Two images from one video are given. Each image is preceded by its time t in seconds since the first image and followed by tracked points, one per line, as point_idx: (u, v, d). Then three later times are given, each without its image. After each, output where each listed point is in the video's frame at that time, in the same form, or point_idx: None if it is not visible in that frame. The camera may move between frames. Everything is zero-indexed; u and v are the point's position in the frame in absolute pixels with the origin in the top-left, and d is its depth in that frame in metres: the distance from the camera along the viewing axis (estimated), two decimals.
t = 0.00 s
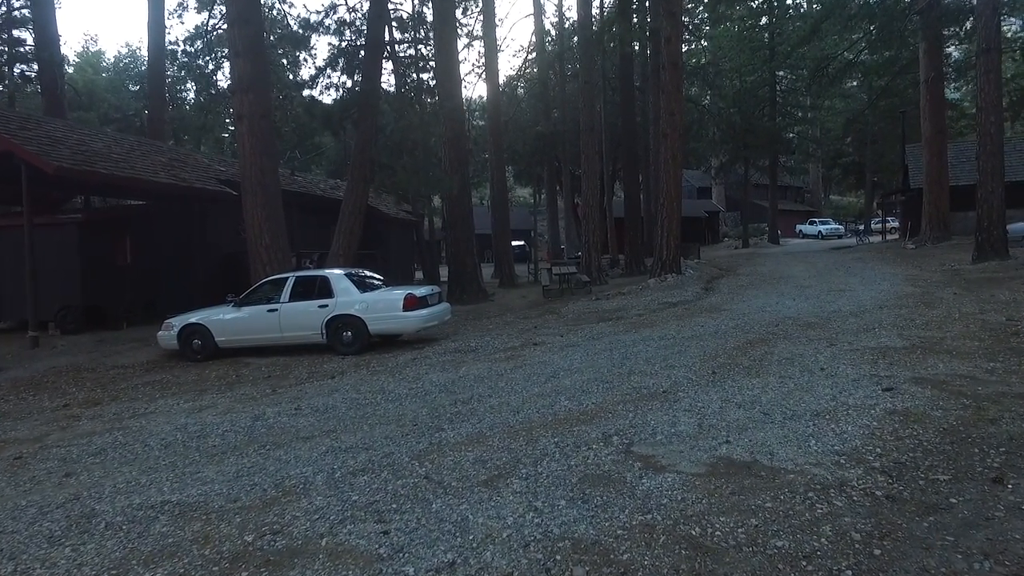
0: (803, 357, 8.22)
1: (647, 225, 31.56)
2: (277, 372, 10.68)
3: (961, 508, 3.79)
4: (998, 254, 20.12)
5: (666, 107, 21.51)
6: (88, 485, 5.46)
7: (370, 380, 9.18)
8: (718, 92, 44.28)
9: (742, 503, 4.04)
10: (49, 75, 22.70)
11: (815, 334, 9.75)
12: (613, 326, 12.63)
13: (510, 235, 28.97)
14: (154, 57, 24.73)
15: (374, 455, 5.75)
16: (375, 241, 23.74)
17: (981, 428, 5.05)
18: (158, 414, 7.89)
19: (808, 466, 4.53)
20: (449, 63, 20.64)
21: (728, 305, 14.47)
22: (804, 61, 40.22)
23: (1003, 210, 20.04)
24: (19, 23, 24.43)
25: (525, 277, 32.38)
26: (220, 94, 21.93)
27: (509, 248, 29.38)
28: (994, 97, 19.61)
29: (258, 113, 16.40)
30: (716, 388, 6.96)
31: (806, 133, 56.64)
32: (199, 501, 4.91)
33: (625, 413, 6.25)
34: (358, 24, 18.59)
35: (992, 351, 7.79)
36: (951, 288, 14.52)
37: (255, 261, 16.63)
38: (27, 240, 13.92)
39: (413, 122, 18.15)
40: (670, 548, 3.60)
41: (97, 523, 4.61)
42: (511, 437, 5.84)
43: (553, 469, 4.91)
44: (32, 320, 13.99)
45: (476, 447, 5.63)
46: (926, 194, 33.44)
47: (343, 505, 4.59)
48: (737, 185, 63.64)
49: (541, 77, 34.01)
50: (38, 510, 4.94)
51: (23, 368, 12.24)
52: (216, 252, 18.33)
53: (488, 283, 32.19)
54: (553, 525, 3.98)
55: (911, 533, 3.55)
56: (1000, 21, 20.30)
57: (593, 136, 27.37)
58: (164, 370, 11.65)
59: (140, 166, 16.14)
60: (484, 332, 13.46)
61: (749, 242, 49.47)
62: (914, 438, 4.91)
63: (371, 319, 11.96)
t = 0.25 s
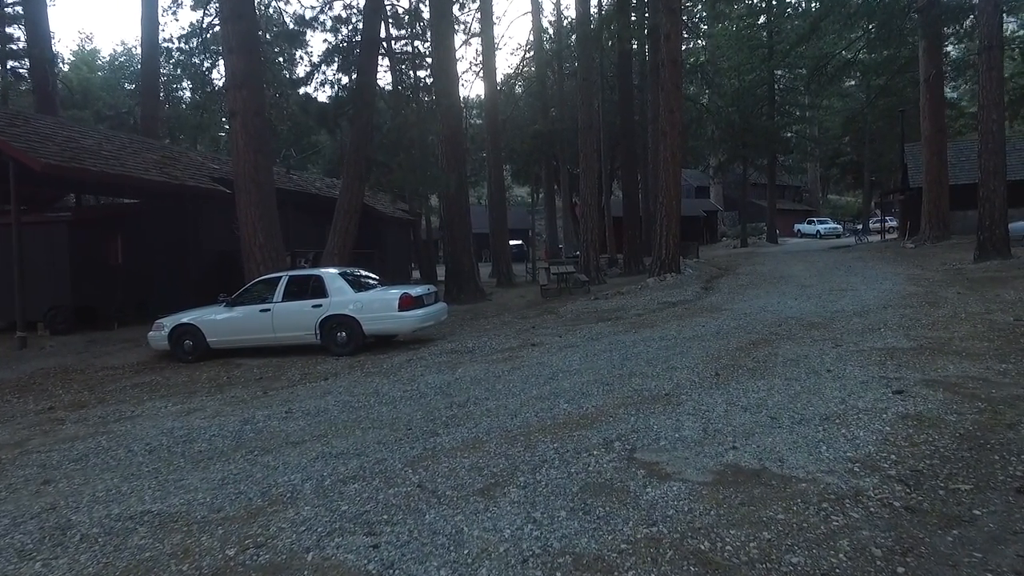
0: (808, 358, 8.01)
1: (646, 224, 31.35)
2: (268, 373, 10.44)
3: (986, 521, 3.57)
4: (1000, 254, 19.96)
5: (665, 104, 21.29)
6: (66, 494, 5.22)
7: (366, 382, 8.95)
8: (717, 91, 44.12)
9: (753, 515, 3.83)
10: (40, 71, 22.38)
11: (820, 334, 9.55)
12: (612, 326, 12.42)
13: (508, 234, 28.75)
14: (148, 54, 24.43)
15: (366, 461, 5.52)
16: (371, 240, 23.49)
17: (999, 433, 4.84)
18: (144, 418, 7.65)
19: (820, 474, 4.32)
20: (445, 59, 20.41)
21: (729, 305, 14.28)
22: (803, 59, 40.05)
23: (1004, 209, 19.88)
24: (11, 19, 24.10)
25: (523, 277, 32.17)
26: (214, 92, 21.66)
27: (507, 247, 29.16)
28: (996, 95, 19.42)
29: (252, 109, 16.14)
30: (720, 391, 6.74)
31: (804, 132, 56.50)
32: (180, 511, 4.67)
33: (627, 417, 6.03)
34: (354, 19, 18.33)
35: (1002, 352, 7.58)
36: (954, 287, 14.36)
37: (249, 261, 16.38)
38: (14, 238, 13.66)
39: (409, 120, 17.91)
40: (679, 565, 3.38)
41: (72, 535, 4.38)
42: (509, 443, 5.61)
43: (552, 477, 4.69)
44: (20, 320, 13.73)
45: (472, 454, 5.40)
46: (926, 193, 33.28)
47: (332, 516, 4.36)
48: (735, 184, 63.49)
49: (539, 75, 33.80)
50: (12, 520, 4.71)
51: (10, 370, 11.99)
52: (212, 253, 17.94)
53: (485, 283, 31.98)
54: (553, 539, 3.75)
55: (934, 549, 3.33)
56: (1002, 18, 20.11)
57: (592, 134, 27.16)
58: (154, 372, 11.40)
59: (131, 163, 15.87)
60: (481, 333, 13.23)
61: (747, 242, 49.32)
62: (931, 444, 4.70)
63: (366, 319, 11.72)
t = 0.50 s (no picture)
0: (815, 360, 7.75)
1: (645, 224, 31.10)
2: (259, 375, 10.16)
3: (1019, 539, 3.31)
4: (1003, 253, 19.74)
5: (664, 102, 21.02)
6: (37, 505, 4.93)
7: (358, 384, 8.67)
8: (715, 90, 43.92)
9: (766, 531, 3.57)
10: (31, 68, 22.03)
11: (826, 335, 9.29)
12: (612, 327, 12.17)
13: (505, 234, 28.49)
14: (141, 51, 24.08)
15: (355, 470, 5.24)
16: (367, 239, 23.20)
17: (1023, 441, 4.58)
18: (127, 423, 7.36)
19: (837, 486, 4.05)
20: (442, 55, 20.13)
21: (731, 304, 14.04)
22: (802, 58, 39.84)
23: (1007, 208, 19.66)
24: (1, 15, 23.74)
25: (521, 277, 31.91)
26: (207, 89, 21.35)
27: (505, 247, 28.88)
28: (1000, 92, 19.20)
29: (244, 106, 15.84)
30: (726, 395, 6.48)
31: (803, 131, 56.31)
32: (155, 525, 4.39)
33: (629, 423, 5.76)
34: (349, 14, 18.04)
35: (1016, 354, 7.34)
36: (959, 287, 14.12)
37: (241, 260, 16.07)
38: None
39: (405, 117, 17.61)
40: None
41: (38, 552, 4.09)
42: (505, 450, 5.34)
43: (551, 488, 4.42)
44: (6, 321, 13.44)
45: (466, 462, 5.13)
46: (926, 192, 33.08)
47: (315, 531, 4.08)
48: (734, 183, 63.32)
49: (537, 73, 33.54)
50: None
51: None
52: (206, 252, 17.66)
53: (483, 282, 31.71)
54: (552, 558, 3.48)
55: (966, 571, 3.07)
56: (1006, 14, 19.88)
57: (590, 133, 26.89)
58: (142, 374, 11.12)
59: (121, 160, 15.57)
60: (477, 333, 12.96)
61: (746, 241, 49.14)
62: (952, 453, 4.44)
63: (360, 320, 11.44)
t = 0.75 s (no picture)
0: (823, 362, 7.46)
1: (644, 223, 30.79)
2: (247, 378, 9.83)
3: None
4: (1008, 252, 19.45)
5: (664, 99, 20.72)
6: None
7: (349, 388, 8.35)
8: (714, 88, 43.66)
9: (784, 552, 3.27)
10: (19, 64, 21.64)
11: (833, 336, 9.00)
12: (611, 327, 11.88)
13: (503, 233, 28.18)
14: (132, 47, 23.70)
15: (342, 481, 4.93)
16: (362, 238, 22.88)
17: None
18: (104, 429, 7.04)
19: (859, 501, 3.75)
20: (437, 51, 19.81)
21: (732, 305, 13.75)
22: (801, 57, 39.59)
23: (1012, 206, 19.40)
24: None
25: (519, 276, 31.61)
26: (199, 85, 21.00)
27: (502, 246, 28.57)
28: (1004, 89, 18.92)
29: (236, 102, 15.51)
30: (732, 400, 6.18)
31: (802, 130, 56.10)
32: (122, 543, 4.08)
33: (631, 430, 5.47)
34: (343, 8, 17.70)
35: None
36: (965, 287, 13.84)
37: (233, 259, 15.73)
38: None
39: (400, 113, 17.28)
40: None
41: None
42: (501, 460, 5.03)
43: (550, 503, 4.11)
44: None
45: (459, 473, 4.82)
46: (926, 191, 32.85)
47: (293, 552, 3.76)
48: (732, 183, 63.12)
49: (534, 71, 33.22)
50: None
51: None
52: (195, 251, 17.38)
53: (480, 282, 31.39)
54: None
55: None
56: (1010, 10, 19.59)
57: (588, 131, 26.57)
58: (127, 376, 10.78)
59: (109, 157, 15.22)
60: (474, 334, 12.65)
61: (745, 241, 48.90)
62: (980, 465, 4.14)
63: (353, 321, 11.11)
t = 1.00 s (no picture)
0: (835, 366, 7.12)
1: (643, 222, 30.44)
2: (233, 382, 9.46)
3: None
4: (1013, 252, 19.14)
5: (664, 96, 20.37)
6: None
7: (338, 393, 7.99)
8: (713, 87, 43.37)
9: None
10: (6, 59, 21.23)
11: (842, 338, 8.67)
12: (611, 329, 11.54)
13: (500, 232, 27.83)
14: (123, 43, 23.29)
15: (324, 497, 4.57)
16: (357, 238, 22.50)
17: None
18: (77, 437, 6.67)
19: (889, 525, 3.41)
20: (433, 46, 19.48)
21: (735, 305, 13.44)
22: (801, 55, 39.32)
23: (1017, 205, 19.10)
24: None
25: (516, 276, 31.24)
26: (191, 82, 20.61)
27: (499, 245, 28.23)
28: (1009, 85, 18.61)
29: (226, 97, 15.12)
30: (742, 408, 5.83)
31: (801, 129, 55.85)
32: (81, 569, 3.72)
33: (636, 441, 5.12)
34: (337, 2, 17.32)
35: None
36: (973, 287, 13.54)
37: (223, 259, 15.34)
38: None
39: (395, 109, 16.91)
40: None
41: None
42: (496, 474, 4.68)
43: (550, 524, 3.76)
44: None
45: (451, 489, 4.46)
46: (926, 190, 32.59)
47: None
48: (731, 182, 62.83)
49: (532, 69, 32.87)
50: None
51: None
52: (186, 252, 16.97)
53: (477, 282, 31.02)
54: None
55: None
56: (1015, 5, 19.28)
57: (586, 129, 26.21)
58: (110, 380, 10.41)
59: (95, 154, 14.82)
60: (469, 336, 12.29)
61: (744, 241, 48.62)
62: (1017, 482, 3.80)
63: (344, 322, 10.75)
